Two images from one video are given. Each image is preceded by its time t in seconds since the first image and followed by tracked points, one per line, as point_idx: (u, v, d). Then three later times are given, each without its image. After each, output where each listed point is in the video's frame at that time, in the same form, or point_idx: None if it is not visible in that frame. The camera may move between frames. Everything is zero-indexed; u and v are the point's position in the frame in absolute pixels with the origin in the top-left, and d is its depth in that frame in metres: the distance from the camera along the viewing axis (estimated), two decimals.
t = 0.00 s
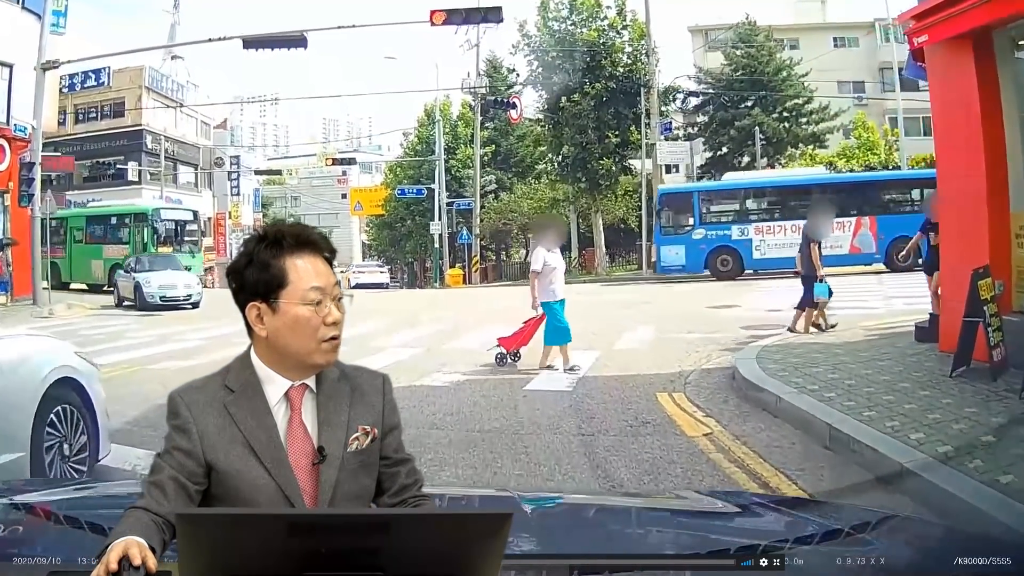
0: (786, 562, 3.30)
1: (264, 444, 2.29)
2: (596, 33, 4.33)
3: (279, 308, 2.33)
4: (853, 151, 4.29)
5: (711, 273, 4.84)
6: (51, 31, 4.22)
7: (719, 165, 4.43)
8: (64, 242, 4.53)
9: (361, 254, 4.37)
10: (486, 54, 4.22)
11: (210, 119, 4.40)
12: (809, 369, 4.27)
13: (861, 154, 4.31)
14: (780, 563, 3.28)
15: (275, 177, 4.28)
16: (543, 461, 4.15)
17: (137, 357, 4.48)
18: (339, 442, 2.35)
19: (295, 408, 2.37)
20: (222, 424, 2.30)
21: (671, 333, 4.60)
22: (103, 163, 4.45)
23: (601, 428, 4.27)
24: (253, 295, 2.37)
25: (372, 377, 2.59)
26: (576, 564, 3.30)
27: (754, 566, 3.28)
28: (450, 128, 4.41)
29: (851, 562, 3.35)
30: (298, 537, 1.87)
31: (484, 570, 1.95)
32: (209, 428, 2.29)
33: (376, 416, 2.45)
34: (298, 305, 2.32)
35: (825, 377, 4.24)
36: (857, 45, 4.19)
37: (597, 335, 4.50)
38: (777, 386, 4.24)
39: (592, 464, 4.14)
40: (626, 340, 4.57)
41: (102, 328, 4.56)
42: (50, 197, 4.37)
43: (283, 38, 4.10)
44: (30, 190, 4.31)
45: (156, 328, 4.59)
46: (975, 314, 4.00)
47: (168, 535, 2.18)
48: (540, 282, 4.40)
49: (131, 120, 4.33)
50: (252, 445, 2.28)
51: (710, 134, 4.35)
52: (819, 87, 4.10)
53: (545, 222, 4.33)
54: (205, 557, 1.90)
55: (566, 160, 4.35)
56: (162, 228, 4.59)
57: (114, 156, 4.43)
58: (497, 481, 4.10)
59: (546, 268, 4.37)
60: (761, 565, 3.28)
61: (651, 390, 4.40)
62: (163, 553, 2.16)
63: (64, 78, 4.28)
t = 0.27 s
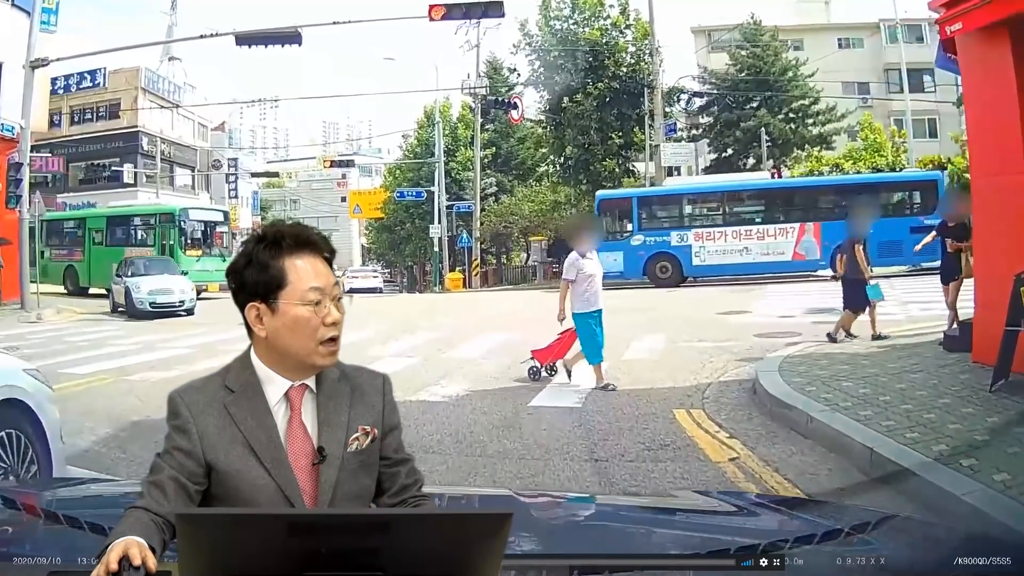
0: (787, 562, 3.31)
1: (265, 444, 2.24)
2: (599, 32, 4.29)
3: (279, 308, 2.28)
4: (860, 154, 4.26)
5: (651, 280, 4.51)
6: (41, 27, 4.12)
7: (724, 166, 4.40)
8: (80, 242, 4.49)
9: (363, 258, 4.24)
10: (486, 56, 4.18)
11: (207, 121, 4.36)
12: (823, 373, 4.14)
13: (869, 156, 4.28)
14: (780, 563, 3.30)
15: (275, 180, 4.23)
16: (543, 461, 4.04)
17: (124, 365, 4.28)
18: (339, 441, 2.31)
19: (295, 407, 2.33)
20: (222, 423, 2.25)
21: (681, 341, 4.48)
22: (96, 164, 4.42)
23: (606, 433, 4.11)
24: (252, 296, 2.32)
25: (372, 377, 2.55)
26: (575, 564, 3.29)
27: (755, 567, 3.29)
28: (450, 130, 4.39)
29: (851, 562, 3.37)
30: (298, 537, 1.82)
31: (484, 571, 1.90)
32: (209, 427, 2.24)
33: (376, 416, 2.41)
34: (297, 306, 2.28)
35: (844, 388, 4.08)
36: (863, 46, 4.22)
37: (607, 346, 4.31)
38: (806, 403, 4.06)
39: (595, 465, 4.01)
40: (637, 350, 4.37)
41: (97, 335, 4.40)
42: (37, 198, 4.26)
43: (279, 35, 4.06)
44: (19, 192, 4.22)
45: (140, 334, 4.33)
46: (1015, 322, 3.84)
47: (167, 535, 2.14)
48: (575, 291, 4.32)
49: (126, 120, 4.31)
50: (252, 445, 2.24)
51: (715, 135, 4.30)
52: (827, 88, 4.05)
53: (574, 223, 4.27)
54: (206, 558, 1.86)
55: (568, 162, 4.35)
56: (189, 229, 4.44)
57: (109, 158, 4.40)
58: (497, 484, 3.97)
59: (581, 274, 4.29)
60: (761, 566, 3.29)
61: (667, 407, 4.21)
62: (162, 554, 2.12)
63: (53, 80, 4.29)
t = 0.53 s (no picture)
0: (786, 562, 3.19)
1: (265, 444, 2.24)
2: (599, 32, 4.29)
3: (279, 309, 2.28)
4: (860, 153, 4.31)
5: (650, 279, 4.66)
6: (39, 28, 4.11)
7: (724, 167, 4.43)
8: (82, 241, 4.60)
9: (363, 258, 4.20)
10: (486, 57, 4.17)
11: (207, 121, 4.35)
12: (822, 373, 4.17)
13: (868, 155, 4.33)
14: (780, 562, 3.17)
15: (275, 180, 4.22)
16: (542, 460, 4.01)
17: (124, 365, 4.34)
18: (339, 442, 2.31)
19: (295, 407, 2.33)
20: (222, 424, 2.25)
21: (680, 341, 4.54)
22: (96, 164, 4.41)
23: (605, 432, 4.14)
24: (251, 296, 2.32)
25: (372, 377, 2.55)
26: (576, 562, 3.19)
27: (754, 566, 3.18)
28: (450, 131, 4.39)
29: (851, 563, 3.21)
30: (298, 537, 1.82)
31: (484, 571, 1.91)
32: (209, 427, 2.24)
33: (376, 417, 2.41)
34: (296, 306, 2.28)
35: (844, 388, 4.09)
36: (863, 46, 4.22)
37: (607, 345, 4.36)
38: (806, 403, 4.08)
39: (595, 465, 3.97)
40: (636, 350, 4.43)
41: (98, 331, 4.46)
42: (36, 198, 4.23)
43: (277, 34, 4.06)
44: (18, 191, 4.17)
45: (144, 331, 4.42)
46: (1015, 322, 3.82)
47: (167, 535, 2.15)
48: (575, 291, 4.34)
49: (126, 120, 4.32)
50: (253, 446, 2.24)
51: (716, 136, 4.31)
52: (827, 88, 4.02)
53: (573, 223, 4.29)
54: (207, 558, 1.86)
55: (568, 163, 4.33)
56: (189, 229, 4.47)
57: (109, 158, 4.40)
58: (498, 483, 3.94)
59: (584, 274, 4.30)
60: (761, 564, 3.18)
61: (668, 407, 4.22)
62: (162, 553, 2.12)
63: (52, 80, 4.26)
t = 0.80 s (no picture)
0: (786, 562, 3.15)
1: (265, 444, 2.24)
2: (600, 32, 4.29)
3: (274, 310, 2.28)
4: (859, 153, 4.31)
5: (650, 279, 4.74)
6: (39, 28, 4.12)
7: (723, 167, 4.43)
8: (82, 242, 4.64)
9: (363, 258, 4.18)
10: (486, 58, 4.17)
11: (207, 121, 4.35)
12: (819, 373, 4.20)
13: (868, 156, 4.33)
14: (780, 563, 3.13)
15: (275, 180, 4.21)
16: (541, 459, 4.02)
17: (125, 365, 4.38)
18: (339, 442, 2.31)
19: (294, 408, 2.33)
20: (222, 424, 2.25)
21: (680, 342, 4.60)
22: (96, 165, 4.39)
23: (605, 432, 4.18)
24: (248, 298, 2.32)
25: (373, 378, 2.56)
26: (576, 564, 3.16)
27: (754, 567, 3.14)
28: (450, 131, 4.38)
29: (851, 563, 3.17)
30: (298, 536, 1.82)
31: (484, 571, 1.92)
32: (209, 428, 2.24)
33: (376, 417, 2.41)
34: (291, 308, 2.28)
35: (843, 388, 4.09)
36: (863, 46, 4.24)
37: (607, 346, 4.41)
38: (806, 403, 4.08)
39: (594, 465, 3.97)
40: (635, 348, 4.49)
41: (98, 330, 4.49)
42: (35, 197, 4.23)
43: (276, 34, 4.06)
44: (18, 191, 4.17)
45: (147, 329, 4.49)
46: (1015, 322, 3.81)
47: (167, 535, 2.15)
48: (575, 291, 4.39)
49: (126, 121, 4.31)
50: (253, 446, 2.24)
51: (716, 136, 4.31)
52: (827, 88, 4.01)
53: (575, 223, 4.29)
54: (207, 557, 1.86)
55: (568, 163, 4.31)
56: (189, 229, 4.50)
57: (109, 158, 4.37)
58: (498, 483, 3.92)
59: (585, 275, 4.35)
60: (762, 565, 3.13)
61: (668, 407, 4.27)
62: (162, 553, 2.12)
63: (52, 80, 4.28)
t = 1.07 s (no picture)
0: (786, 562, 3.11)
1: (265, 445, 2.22)
2: (601, 31, 4.25)
3: (273, 311, 2.26)
4: (863, 154, 4.29)
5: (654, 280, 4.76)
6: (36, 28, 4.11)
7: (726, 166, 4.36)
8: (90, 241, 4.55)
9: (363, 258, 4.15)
10: (486, 59, 4.15)
11: (206, 120, 4.35)
12: (820, 376, 4.23)
13: (872, 156, 4.28)
14: (780, 563, 3.10)
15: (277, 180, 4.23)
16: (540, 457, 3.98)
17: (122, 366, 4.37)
18: (339, 443, 2.29)
19: (294, 409, 2.30)
20: (222, 424, 2.23)
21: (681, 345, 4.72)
22: (95, 164, 4.30)
23: (606, 433, 4.16)
24: (248, 299, 2.30)
25: (373, 379, 2.53)
26: (576, 564, 3.09)
27: (754, 566, 3.08)
28: (450, 131, 4.40)
29: (850, 563, 3.13)
30: (298, 536, 1.80)
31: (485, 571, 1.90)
32: (209, 428, 2.22)
33: (376, 418, 2.39)
34: (290, 309, 2.25)
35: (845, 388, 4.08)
36: (865, 45, 4.06)
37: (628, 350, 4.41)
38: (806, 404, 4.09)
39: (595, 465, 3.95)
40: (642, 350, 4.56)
41: (99, 333, 4.57)
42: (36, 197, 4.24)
43: (274, 31, 4.04)
44: (12, 191, 4.18)
45: (155, 329, 4.53)
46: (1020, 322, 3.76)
47: (167, 535, 2.15)
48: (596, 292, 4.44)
49: (124, 120, 4.25)
50: (253, 446, 2.21)
51: (717, 134, 4.21)
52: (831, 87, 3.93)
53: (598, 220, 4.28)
54: (207, 555, 1.83)
55: (569, 162, 4.42)
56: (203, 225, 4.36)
57: (108, 158, 4.31)
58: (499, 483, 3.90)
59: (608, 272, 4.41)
60: (761, 565, 3.08)
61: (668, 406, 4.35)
62: (162, 553, 2.13)
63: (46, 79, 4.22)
